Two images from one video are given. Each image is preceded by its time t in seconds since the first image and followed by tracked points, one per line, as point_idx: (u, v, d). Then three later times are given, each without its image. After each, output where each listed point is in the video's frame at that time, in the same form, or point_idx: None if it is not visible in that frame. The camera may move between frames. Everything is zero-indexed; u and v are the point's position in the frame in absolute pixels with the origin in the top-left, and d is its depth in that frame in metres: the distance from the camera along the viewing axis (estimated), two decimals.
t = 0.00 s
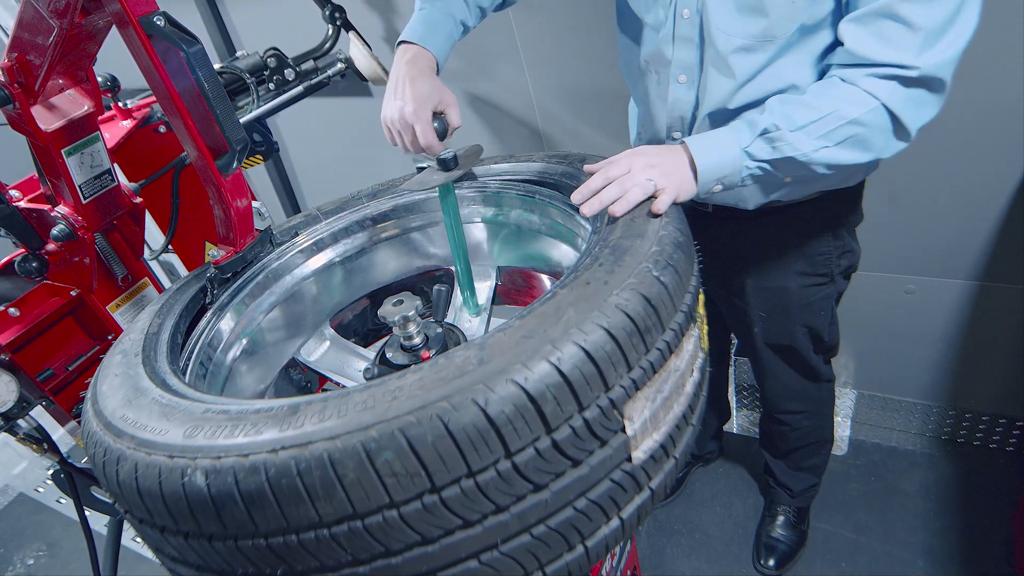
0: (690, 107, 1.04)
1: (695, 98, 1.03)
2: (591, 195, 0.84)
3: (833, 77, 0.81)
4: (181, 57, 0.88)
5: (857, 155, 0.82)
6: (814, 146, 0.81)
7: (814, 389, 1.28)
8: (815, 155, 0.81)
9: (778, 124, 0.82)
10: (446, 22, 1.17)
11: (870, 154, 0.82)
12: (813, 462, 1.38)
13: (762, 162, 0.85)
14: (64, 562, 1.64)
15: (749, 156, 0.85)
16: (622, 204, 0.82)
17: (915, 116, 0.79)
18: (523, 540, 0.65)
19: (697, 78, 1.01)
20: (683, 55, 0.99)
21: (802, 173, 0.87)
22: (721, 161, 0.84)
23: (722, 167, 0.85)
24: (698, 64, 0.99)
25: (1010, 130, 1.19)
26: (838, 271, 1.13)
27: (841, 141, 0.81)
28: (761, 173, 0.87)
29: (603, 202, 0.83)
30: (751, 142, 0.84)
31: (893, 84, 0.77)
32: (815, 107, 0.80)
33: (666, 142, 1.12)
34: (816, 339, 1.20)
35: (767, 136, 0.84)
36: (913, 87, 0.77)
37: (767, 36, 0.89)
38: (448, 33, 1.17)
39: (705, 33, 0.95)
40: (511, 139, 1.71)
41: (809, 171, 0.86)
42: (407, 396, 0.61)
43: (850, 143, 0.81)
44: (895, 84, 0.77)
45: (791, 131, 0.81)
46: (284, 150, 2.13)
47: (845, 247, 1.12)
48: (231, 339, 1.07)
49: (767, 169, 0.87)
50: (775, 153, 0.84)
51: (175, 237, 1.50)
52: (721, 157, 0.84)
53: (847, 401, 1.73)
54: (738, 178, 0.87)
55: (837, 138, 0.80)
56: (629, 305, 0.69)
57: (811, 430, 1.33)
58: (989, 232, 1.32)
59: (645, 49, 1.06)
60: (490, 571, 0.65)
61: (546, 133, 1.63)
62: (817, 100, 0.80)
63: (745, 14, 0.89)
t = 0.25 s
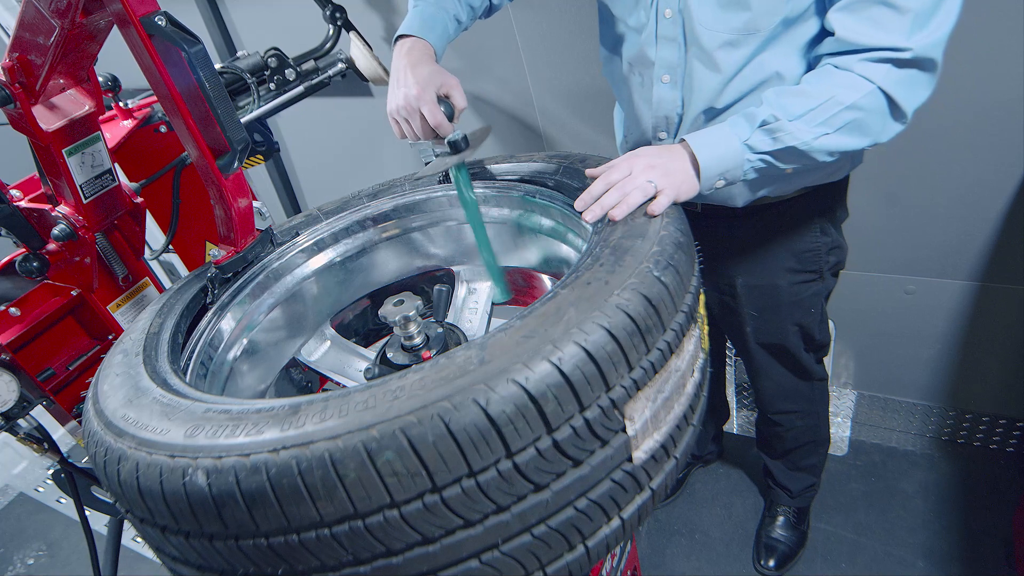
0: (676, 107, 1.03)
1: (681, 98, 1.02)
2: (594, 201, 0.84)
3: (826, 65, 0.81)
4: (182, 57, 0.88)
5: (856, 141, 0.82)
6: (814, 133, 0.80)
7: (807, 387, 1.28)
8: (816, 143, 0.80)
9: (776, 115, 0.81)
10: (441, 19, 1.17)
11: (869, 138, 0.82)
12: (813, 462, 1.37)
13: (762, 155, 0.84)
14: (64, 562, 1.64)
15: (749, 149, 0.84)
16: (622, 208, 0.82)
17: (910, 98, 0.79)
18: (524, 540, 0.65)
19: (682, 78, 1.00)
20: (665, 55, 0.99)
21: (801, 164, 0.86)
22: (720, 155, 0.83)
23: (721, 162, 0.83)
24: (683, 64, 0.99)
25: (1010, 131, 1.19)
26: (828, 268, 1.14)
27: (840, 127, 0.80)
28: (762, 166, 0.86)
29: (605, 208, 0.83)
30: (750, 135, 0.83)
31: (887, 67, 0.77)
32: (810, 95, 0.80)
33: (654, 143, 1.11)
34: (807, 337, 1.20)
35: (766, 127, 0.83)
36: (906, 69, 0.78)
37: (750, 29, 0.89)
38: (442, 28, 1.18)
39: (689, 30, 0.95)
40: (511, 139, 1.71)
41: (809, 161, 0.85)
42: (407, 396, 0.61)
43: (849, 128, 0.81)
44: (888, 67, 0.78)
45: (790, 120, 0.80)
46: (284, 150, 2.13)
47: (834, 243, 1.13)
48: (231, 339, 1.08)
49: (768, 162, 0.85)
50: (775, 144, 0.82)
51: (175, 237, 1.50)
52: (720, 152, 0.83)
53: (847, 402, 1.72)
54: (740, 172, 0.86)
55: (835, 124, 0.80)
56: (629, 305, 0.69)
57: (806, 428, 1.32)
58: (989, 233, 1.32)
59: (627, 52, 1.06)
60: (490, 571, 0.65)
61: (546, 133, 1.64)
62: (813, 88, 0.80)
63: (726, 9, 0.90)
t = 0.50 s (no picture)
0: (662, 108, 1.03)
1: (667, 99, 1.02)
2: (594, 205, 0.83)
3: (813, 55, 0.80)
4: (183, 57, 0.88)
5: (848, 129, 0.80)
6: (807, 122, 0.78)
7: (798, 380, 1.27)
8: (809, 132, 0.79)
9: (768, 105, 0.80)
10: (445, 38, 1.15)
11: (860, 125, 0.80)
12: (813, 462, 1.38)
13: (757, 146, 0.82)
14: (64, 562, 1.64)
15: (743, 141, 0.81)
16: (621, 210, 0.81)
17: (900, 83, 0.78)
18: (524, 540, 0.65)
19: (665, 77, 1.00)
20: (648, 56, 0.99)
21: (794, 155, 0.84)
22: (714, 148, 0.81)
23: (716, 155, 0.82)
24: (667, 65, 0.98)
25: (1010, 131, 1.19)
26: (818, 261, 1.14)
27: (832, 115, 0.78)
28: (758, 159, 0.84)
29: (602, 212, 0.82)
30: (744, 127, 0.81)
31: (874, 52, 0.76)
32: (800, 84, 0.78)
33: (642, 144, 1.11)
34: (801, 333, 1.20)
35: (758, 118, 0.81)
36: (894, 54, 0.77)
37: (729, 25, 0.90)
38: (447, 48, 1.16)
39: (671, 30, 0.95)
40: (512, 139, 1.71)
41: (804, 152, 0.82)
42: (408, 396, 0.61)
43: (841, 116, 0.79)
44: (876, 53, 0.77)
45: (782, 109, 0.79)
46: (284, 150, 2.13)
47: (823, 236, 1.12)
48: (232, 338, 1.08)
49: (763, 154, 0.83)
50: (768, 135, 0.80)
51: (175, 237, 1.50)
52: (714, 145, 0.81)
53: (847, 402, 1.72)
54: (736, 164, 0.84)
55: (826, 112, 0.78)
56: (629, 304, 0.69)
57: (803, 426, 1.32)
58: (989, 233, 1.32)
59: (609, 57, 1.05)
60: (490, 571, 0.65)
61: (546, 133, 1.64)
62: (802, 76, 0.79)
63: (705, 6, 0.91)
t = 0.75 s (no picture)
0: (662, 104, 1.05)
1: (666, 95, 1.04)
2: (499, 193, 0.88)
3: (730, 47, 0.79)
4: (182, 56, 0.88)
5: (751, 126, 0.79)
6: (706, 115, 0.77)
7: (798, 378, 1.28)
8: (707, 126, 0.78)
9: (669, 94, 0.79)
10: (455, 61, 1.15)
11: (767, 123, 0.79)
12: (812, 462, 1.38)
13: (655, 137, 0.83)
14: (64, 562, 1.64)
15: (642, 130, 0.83)
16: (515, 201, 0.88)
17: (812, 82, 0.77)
18: (524, 540, 0.65)
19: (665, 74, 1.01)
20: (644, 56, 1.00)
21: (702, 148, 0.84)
22: (612, 135, 0.83)
23: (614, 142, 0.83)
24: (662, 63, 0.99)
25: (1011, 131, 1.19)
26: (817, 254, 1.15)
27: (734, 109, 0.77)
28: (659, 147, 0.85)
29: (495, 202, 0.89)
30: (644, 115, 0.82)
31: (783, 47, 0.75)
32: (705, 75, 0.77)
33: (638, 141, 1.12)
34: (804, 326, 1.21)
35: (660, 107, 0.81)
36: (806, 49, 0.75)
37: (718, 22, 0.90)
38: (459, 72, 1.16)
39: (666, 29, 0.95)
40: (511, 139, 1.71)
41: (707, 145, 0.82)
42: (408, 396, 0.61)
43: (741, 111, 0.78)
44: (784, 49, 0.75)
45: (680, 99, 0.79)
46: (284, 149, 2.13)
47: (822, 229, 1.14)
48: (231, 338, 1.07)
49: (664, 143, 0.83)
50: (666, 126, 0.81)
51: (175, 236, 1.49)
52: (611, 131, 0.83)
53: (847, 402, 1.72)
54: (636, 151, 0.85)
55: (728, 106, 0.77)
56: (629, 305, 0.69)
57: (802, 423, 1.33)
58: (989, 233, 1.32)
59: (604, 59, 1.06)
60: (490, 571, 0.65)
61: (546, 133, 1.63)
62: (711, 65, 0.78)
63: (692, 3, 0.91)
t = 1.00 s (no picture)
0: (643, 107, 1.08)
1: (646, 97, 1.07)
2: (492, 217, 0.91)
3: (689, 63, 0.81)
4: (184, 57, 0.88)
5: (714, 138, 0.81)
6: (668, 130, 0.79)
7: (795, 379, 1.27)
8: (669, 141, 0.80)
9: (631, 116, 0.82)
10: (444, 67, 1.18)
11: (729, 134, 0.80)
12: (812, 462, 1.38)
13: (623, 154, 0.86)
14: (64, 562, 1.64)
15: (609, 149, 0.86)
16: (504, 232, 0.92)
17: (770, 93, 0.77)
18: (525, 540, 0.65)
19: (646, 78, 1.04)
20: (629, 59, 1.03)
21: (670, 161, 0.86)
22: (580, 157, 0.86)
23: (582, 160, 0.87)
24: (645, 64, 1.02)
25: (1010, 131, 1.19)
26: (807, 256, 1.14)
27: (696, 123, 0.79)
28: (627, 163, 0.88)
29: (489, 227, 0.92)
30: (609, 137, 0.85)
31: (739, 60, 0.76)
32: (664, 95, 0.79)
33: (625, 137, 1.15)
34: (795, 329, 1.21)
35: (622, 128, 0.84)
36: (762, 60, 0.76)
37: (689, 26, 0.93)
38: (448, 80, 1.19)
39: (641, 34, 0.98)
40: (512, 139, 1.70)
41: (674, 158, 0.84)
42: (409, 395, 0.61)
43: (704, 126, 0.79)
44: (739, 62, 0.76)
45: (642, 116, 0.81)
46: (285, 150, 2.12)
47: (812, 231, 1.14)
48: (232, 338, 1.07)
49: (633, 159, 0.86)
50: (631, 143, 0.83)
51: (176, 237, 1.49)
52: (579, 152, 0.86)
53: (847, 402, 1.72)
54: (606, 169, 0.89)
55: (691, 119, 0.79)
56: (629, 305, 0.69)
57: (800, 424, 1.32)
58: (989, 233, 1.32)
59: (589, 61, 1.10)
60: (491, 571, 0.65)
61: (546, 133, 1.64)
62: (671, 82, 0.80)
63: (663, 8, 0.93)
